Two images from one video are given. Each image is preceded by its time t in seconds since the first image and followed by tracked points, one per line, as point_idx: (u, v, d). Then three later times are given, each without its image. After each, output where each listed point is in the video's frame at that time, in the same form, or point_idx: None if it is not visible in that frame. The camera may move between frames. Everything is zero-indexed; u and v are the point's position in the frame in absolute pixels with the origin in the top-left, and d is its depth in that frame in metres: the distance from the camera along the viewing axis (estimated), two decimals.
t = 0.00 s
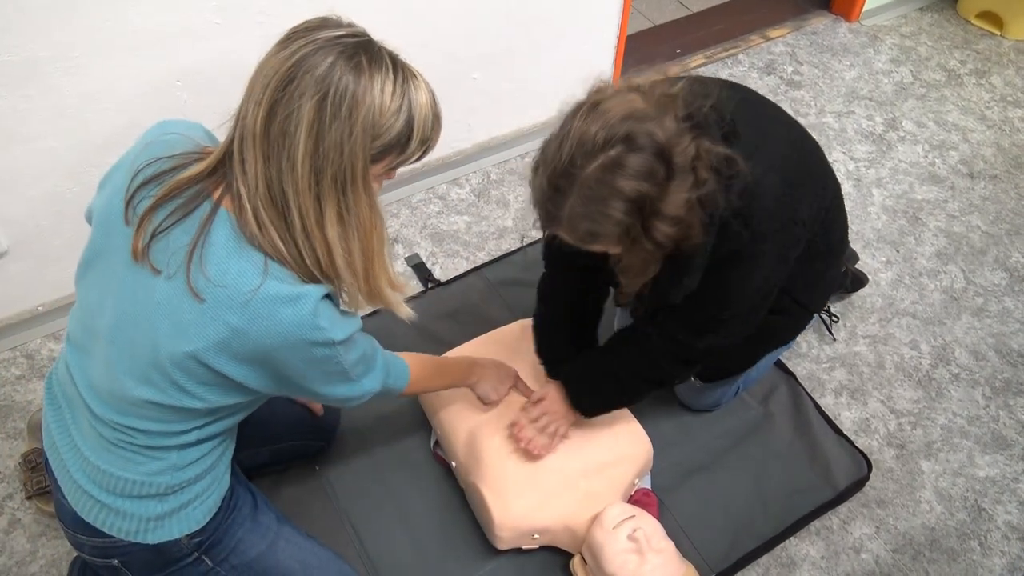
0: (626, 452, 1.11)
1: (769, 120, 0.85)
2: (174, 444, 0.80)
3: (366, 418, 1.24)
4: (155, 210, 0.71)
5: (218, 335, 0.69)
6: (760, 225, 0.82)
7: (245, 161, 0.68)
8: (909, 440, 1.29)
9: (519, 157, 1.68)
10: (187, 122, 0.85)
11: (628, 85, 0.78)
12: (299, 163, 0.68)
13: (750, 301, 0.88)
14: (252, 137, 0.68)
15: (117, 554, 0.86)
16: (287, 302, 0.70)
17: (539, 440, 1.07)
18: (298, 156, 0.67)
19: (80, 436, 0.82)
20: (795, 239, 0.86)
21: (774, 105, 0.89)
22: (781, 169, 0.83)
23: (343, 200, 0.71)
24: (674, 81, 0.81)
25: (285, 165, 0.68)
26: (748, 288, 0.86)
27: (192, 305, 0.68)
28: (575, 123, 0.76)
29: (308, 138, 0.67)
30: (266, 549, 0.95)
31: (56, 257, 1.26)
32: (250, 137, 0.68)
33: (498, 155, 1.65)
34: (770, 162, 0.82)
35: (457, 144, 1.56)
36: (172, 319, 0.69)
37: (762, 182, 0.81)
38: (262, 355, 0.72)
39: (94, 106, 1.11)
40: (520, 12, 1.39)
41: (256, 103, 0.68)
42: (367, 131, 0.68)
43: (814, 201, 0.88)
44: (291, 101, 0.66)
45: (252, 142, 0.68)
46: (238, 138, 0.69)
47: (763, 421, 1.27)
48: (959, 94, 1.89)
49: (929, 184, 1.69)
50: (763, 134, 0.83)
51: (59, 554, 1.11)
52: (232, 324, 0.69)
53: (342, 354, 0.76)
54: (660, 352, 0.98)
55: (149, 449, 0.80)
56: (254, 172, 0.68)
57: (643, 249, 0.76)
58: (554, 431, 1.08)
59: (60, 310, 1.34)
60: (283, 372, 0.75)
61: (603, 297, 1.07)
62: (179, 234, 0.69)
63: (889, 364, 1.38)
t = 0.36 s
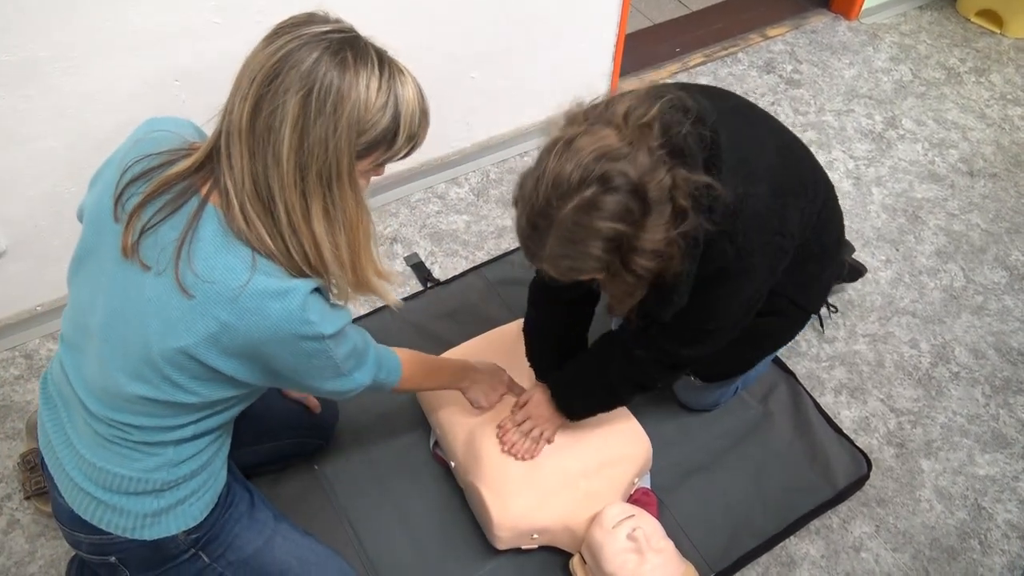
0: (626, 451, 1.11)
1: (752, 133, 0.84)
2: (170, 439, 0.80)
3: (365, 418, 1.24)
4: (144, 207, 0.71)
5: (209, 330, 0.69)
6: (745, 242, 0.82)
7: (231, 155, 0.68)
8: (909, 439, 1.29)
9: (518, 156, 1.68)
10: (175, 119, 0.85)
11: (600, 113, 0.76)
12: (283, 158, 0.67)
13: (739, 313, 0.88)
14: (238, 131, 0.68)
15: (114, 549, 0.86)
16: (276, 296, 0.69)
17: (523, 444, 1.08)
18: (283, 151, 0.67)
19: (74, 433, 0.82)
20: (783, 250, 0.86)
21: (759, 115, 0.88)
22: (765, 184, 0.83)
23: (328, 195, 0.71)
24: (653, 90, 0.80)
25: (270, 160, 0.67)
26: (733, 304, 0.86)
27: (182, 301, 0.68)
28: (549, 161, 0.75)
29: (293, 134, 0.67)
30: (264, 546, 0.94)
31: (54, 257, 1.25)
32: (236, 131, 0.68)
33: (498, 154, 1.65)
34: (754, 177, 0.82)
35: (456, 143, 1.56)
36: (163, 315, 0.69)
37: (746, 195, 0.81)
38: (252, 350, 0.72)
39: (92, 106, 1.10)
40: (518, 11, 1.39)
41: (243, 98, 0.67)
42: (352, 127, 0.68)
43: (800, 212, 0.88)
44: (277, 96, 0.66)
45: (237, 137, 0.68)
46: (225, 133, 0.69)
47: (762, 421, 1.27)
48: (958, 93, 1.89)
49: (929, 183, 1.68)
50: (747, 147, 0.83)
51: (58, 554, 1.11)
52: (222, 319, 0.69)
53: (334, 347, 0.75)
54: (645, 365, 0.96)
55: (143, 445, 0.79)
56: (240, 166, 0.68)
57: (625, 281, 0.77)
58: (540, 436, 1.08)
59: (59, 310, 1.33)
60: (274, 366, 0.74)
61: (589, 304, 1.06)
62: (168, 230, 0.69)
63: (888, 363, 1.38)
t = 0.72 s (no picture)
0: (627, 450, 1.11)
1: (758, 133, 0.84)
2: (167, 442, 0.80)
3: (366, 418, 1.24)
4: (142, 210, 0.71)
5: (206, 333, 0.69)
6: (760, 241, 0.81)
7: (228, 159, 0.68)
8: (910, 438, 1.29)
9: (518, 155, 1.68)
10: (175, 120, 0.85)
11: (607, 111, 0.76)
12: (282, 160, 0.67)
13: (753, 311, 0.88)
14: (235, 133, 0.67)
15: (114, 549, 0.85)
16: (273, 301, 0.69)
17: (525, 446, 1.08)
18: (281, 153, 0.67)
19: (73, 435, 0.82)
20: (795, 249, 0.85)
21: (762, 115, 0.88)
22: (776, 182, 0.82)
23: (326, 198, 0.70)
24: (658, 90, 0.80)
25: (267, 162, 0.67)
26: (748, 303, 0.86)
27: (178, 304, 0.68)
28: (553, 159, 0.74)
29: (291, 135, 0.66)
30: (265, 547, 0.94)
31: (55, 258, 1.25)
32: (234, 134, 0.67)
33: (498, 153, 1.65)
34: (765, 176, 0.81)
35: (456, 143, 1.56)
36: (158, 317, 0.69)
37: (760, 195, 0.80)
38: (248, 354, 0.72)
39: (91, 107, 1.10)
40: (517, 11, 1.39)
41: (239, 101, 0.67)
42: (350, 128, 0.68)
43: (810, 209, 0.88)
44: (274, 98, 0.66)
45: (235, 140, 0.67)
46: (221, 137, 0.68)
47: (764, 420, 1.26)
48: (958, 90, 1.89)
49: (930, 181, 1.68)
50: (755, 147, 0.83)
51: (59, 555, 1.11)
52: (218, 322, 0.68)
53: (332, 351, 0.75)
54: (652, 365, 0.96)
55: (142, 449, 0.79)
56: (237, 169, 0.68)
57: (628, 281, 0.76)
58: (540, 438, 1.08)
59: (60, 310, 1.33)
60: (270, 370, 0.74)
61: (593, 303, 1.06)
62: (165, 233, 0.69)
63: (889, 361, 1.38)
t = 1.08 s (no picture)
0: (627, 453, 1.11)
1: (762, 137, 0.85)
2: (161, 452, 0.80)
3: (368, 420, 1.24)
4: (158, 211, 0.72)
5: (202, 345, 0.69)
6: (762, 244, 0.82)
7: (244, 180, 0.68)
8: (911, 441, 1.29)
9: (520, 157, 1.68)
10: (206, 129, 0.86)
11: (608, 131, 0.76)
12: (299, 182, 0.66)
13: (757, 313, 0.88)
14: (252, 157, 0.67)
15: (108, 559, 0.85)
16: (274, 316, 0.69)
17: (529, 444, 1.08)
18: (298, 176, 0.66)
19: (70, 438, 0.83)
20: (800, 251, 0.85)
21: (768, 118, 0.88)
22: (778, 186, 0.83)
23: (344, 216, 0.70)
24: (663, 100, 0.80)
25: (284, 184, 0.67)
26: (751, 305, 0.86)
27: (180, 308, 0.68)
28: (553, 182, 0.74)
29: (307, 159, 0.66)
30: (262, 551, 0.95)
31: (57, 260, 1.26)
32: (249, 157, 0.67)
33: (499, 155, 1.65)
34: (768, 180, 0.82)
35: (458, 145, 1.56)
36: (157, 324, 0.69)
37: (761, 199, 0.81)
38: (242, 372, 0.72)
39: (93, 110, 1.11)
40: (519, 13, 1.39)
41: (255, 125, 0.67)
42: (366, 147, 0.67)
43: (815, 213, 0.88)
44: (288, 122, 0.65)
45: (251, 162, 0.67)
46: (238, 157, 0.68)
47: (765, 423, 1.26)
48: (960, 93, 1.89)
49: (931, 184, 1.68)
50: (758, 151, 0.83)
51: (61, 556, 1.11)
52: (218, 327, 0.68)
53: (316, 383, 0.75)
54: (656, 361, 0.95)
55: (140, 458, 0.80)
56: (253, 190, 0.67)
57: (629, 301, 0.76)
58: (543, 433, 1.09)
59: (61, 312, 1.34)
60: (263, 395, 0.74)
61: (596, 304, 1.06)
62: (177, 238, 0.70)
63: (890, 364, 1.38)
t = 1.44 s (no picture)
0: (627, 454, 1.11)
1: (762, 135, 0.85)
2: (154, 472, 0.80)
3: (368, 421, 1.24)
4: (188, 234, 0.74)
5: (220, 368, 0.69)
6: (761, 243, 0.82)
7: (275, 217, 0.69)
8: (911, 441, 1.29)
9: (520, 158, 1.68)
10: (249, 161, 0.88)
11: (601, 139, 0.78)
12: (332, 220, 0.68)
13: (758, 313, 0.88)
14: (282, 196, 0.68)
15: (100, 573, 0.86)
16: (298, 344, 0.70)
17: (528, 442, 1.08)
18: (330, 216, 0.67)
19: (68, 451, 0.83)
20: (802, 250, 0.85)
21: (769, 117, 0.88)
22: (779, 186, 0.83)
23: (376, 250, 0.71)
24: (658, 104, 0.81)
25: (317, 223, 0.68)
26: (752, 304, 0.85)
27: (199, 328, 0.69)
28: (549, 193, 0.77)
29: (338, 199, 0.67)
30: (259, 560, 0.95)
31: (57, 262, 1.26)
32: (280, 196, 0.68)
33: (499, 157, 1.65)
34: (768, 180, 0.82)
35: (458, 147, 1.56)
36: (175, 345, 0.70)
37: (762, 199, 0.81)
38: (255, 400, 0.72)
39: (94, 112, 1.11)
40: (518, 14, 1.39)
41: (285, 165, 0.67)
42: (396, 185, 0.68)
43: (817, 212, 0.88)
44: (319, 164, 0.66)
45: (282, 202, 0.68)
46: (268, 194, 0.69)
47: (764, 423, 1.26)
48: (959, 94, 1.89)
49: (931, 184, 1.68)
50: (759, 150, 0.83)
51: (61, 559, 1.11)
52: (238, 351, 0.69)
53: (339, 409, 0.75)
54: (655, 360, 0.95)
55: (131, 477, 0.79)
56: (286, 230, 0.69)
57: (625, 306, 0.79)
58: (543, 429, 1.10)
59: (61, 315, 1.34)
60: (282, 423, 0.75)
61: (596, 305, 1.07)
62: (201, 261, 0.71)
63: (891, 364, 1.38)
